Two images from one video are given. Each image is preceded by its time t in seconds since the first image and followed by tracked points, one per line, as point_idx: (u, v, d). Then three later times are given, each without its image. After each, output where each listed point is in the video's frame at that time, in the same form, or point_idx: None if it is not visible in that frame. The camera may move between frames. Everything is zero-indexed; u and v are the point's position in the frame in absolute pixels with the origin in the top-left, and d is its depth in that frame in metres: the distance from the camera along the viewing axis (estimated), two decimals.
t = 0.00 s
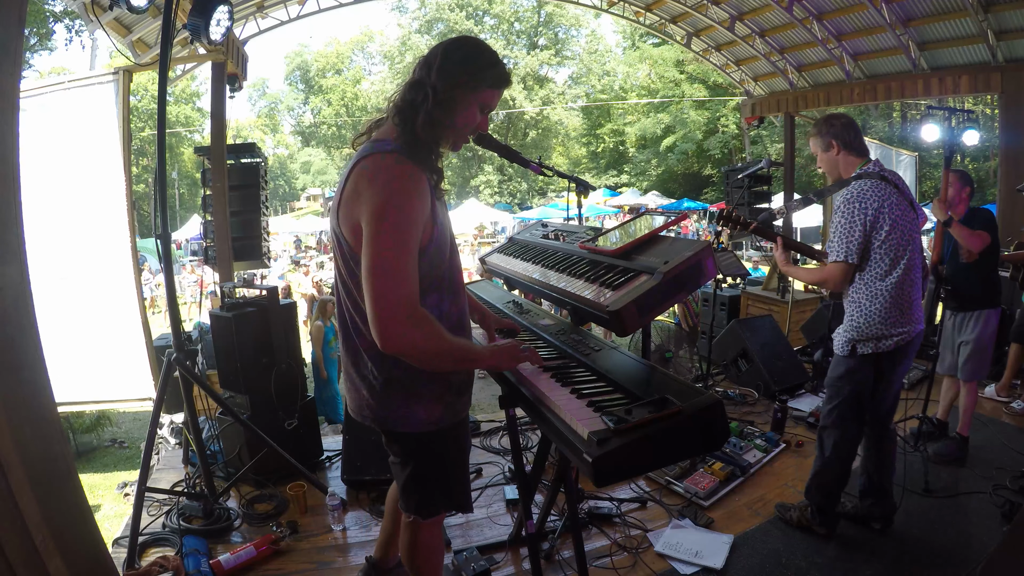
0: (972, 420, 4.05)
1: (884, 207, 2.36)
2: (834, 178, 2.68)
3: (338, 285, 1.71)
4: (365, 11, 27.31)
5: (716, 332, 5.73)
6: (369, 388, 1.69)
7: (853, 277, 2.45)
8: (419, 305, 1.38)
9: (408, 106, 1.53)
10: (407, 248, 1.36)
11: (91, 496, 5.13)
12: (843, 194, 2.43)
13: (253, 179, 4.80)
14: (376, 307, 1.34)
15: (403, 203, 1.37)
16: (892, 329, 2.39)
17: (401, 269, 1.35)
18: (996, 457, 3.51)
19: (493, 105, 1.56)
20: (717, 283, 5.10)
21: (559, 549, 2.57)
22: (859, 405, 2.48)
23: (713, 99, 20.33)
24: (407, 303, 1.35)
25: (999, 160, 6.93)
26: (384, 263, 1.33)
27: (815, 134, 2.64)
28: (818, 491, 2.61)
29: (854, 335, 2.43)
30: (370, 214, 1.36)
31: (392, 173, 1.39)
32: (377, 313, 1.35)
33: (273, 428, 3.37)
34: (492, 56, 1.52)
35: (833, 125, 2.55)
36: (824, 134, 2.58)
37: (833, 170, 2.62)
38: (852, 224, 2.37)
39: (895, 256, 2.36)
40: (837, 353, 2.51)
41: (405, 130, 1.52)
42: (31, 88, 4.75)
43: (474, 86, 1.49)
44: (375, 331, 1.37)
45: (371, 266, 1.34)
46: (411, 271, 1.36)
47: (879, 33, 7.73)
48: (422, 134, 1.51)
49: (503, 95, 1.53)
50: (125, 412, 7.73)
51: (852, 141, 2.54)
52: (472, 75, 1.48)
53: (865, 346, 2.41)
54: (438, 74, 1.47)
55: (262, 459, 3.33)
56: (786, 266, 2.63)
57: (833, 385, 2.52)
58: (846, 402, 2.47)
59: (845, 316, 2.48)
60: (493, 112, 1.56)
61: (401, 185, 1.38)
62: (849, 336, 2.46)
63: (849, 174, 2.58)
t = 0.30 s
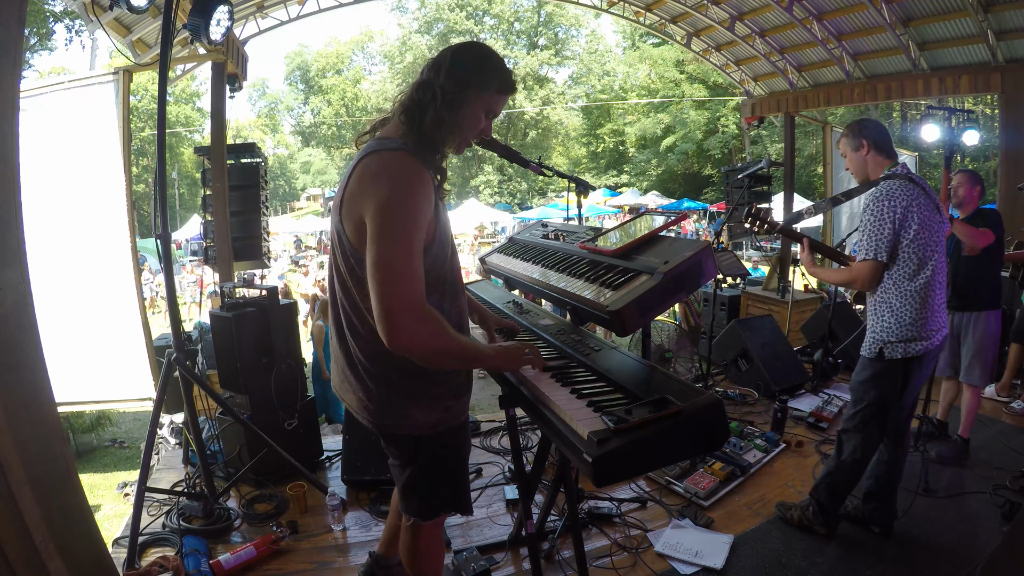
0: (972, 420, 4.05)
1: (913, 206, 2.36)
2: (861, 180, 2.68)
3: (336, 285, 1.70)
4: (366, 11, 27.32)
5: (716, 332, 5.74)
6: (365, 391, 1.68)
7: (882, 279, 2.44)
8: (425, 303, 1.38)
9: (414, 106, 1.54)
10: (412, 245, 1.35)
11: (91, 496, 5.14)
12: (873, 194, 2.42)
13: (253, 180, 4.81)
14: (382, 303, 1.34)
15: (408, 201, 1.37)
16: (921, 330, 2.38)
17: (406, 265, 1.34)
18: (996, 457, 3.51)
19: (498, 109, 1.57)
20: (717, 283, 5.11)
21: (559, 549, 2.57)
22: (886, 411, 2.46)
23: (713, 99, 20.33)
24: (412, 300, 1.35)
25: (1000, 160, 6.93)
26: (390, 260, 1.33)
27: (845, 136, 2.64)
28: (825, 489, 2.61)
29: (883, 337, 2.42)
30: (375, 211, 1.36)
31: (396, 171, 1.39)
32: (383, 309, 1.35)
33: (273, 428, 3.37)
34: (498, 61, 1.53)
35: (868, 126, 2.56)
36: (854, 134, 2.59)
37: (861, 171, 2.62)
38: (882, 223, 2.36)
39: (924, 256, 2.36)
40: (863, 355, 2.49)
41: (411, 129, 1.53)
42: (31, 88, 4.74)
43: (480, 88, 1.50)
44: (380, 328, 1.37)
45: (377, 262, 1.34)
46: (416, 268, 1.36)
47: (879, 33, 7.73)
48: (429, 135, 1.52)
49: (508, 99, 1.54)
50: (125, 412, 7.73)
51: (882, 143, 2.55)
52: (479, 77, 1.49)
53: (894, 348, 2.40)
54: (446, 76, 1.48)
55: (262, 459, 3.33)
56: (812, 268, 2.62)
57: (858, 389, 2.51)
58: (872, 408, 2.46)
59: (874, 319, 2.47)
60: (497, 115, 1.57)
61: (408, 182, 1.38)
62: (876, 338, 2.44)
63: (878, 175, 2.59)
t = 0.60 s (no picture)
0: (972, 420, 4.05)
1: (932, 204, 2.35)
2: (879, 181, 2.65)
3: (337, 282, 1.70)
4: (366, 11, 27.31)
5: (716, 332, 5.74)
6: (364, 391, 1.68)
7: (901, 277, 2.43)
8: (431, 300, 1.38)
9: (419, 105, 1.54)
10: (418, 243, 1.35)
11: (91, 496, 5.13)
12: (892, 190, 2.42)
13: (253, 180, 4.81)
14: (388, 300, 1.34)
15: (414, 198, 1.37)
16: (939, 329, 2.37)
17: (412, 263, 1.34)
18: (996, 457, 3.51)
19: (502, 111, 1.58)
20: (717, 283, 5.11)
21: (559, 549, 2.57)
22: (903, 414, 2.43)
23: (713, 99, 20.32)
24: (418, 298, 1.36)
25: (1000, 160, 6.93)
26: (396, 257, 1.33)
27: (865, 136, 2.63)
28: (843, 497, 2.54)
29: (901, 337, 2.40)
30: (381, 209, 1.36)
31: (402, 169, 1.39)
32: (388, 307, 1.35)
33: (273, 428, 3.37)
34: (503, 63, 1.53)
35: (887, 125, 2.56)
36: (874, 133, 2.58)
37: (879, 170, 2.61)
38: (902, 219, 2.36)
39: (943, 254, 2.36)
40: (880, 356, 2.47)
41: (415, 128, 1.52)
42: (31, 88, 4.74)
43: (485, 89, 1.50)
44: (386, 326, 1.37)
45: (383, 259, 1.34)
46: (422, 266, 1.36)
47: (879, 33, 7.73)
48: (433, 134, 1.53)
49: (512, 102, 1.55)
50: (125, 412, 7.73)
51: (901, 143, 2.54)
52: (484, 78, 1.49)
53: (912, 349, 2.38)
54: (453, 77, 1.48)
55: (262, 459, 3.33)
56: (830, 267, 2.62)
57: (873, 390, 2.48)
58: (887, 410, 2.43)
59: (892, 319, 2.45)
60: (502, 117, 1.58)
61: (414, 180, 1.38)
62: (894, 338, 2.43)
63: (896, 175, 2.58)
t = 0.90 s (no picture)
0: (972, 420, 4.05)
1: (942, 204, 2.28)
2: (889, 175, 2.65)
3: (337, 280, 1.69)
4: (366, 10, 27.31)
5: (716, 332, 5.74)
6: (361, 391, 1.68)
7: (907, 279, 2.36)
8: (435, 302, 1.38)
9: (429, 108, 1.54)
10: (424, 243, 1.35)
11: (91, 496, 5.13)
12: (902, 188, 2.34)
13: (253, 180, 4.81)
14: (393, 299, 1.34)
15: (422, 200, 1.37)
16: (945, 333, 2.30)
17: (417, 262, 1.34)
18: (996, 457, 3.51)
19: (510, 119, 1.60)
20: (717, 283, 5.11)
21: (560, 549, 2.57)
22: (920, 421, 2.33)
23: (713, 99, 20.31)
24: (422, 297, 1.35)
25: (999, 160, 6.94)
26: (401, 255, 1.33)
27: (878, 132, 2.62)
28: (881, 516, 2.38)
29: (907, 340, 2.33)
30: (388, 208, 1.36)
31: (410, 170, 1.39)
32: (392, 305, 1.35)
33: (273, 428, 3.37)
34: (514, 71, 1.55)
35: (899, 120, 2.55)
36: (887, 128, 2.57)
37: (889, 164, 2.60)
38: (910, 219, 2.28)
39: (951, 255, 2.28)
40: (887, 359, 2.41)
41: (426, 130, 1.53)
42: (31, 88, 4.75)
43: (496, 95, 1.52)
44: (389, 324, 1.37)
45: (389, 258, 1.34)
46: (427, 267, 1.36)
47: (879, 33, 7.73)
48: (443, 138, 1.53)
49: (521, 110, 1.57)
50: (125, 412, 7.73)
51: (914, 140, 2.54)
52: (496, 85, 1.51)
53: (918, 352, 2.30)
54: (465, 82, 1.50)
55: (262, 459, 3.33)
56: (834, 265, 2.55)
57: (887, 402, 2.39)
58: (903, 420, 2.33)
59: (898, 322, 2.38)
60: (509, 124, 1.60)
61: (422, 182, 1.39)
62: (900, 341, 2.35)
63: (907, 171, 2.57)
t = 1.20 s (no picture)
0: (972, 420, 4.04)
1: (947, 208, 2.23)
2: (894, 175, 2.56)
3: (337, 279, 1.70)
4: (366, 11, 27.32)
5: (716, 332, 5.73)
6: (359, 389, 1.68)
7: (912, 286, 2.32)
8: (433, 300, 1.38)
9: (428, 109, 1.55)
10: (422, 241, 1.35)
11: (91, 496, 5.13)
12: (906, 192, 2.28)
13: (253, 180, 4.81)
14: (391, 296, 1.34)
15: (420, 199, 1.37)
16: (950, 341, 2.28)
17: (416, 260, 1.34)
18: (996, 457, 3.50)
19: (509, 120, 1.60)
20: (717, 283, 5.11)
21: (560, 549, 2.57)
22: (929, 431, 2.30)
23: (713, 99, 20.31)
24: (420, 295, 1.35)
25: (999, 160, 6.94)
26: (400, 252, 1.33)
27: (880, 126, 2.55)
28: (885, 520, 2.37)
29: (915, 350, 2.30)
30: (387, 207, 1.36)
31: (408, 170, 1.39)
32: (390, 303, 1.35)
33: (273, 428, 3.37)
34: (513, 73, 1.55)
35: (902, 118, 2.47)
36: (891, 125, 2.49)
37: (894, 164, 2.53)
38: (915, 225, 2.22)
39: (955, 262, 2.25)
40: (894, 369, 2.37)
41: (427, 129, 1.53)
42: (31, 88, 4.75)
43: (494, 97, 1.52)
44: (387, 322, 1.37)
45: (387, 255, 1.34)
46: (426, 265, 1.36)
47: (879, 33, 7.73)
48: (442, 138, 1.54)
49: (519, 111, 1.57)
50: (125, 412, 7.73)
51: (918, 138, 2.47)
52: (494, 86, 1.51)
53: (925, 362, 2.28)
54: (463, 83, 1.50)
55: (262, 459, 3.33)
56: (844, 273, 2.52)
57: (894, 412, 2.36)
58: (912, 429, 2.30)
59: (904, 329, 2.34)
60: (508, 125, 1.60)
61: (421, 180, 1.39)
62: (908, 351, 2.32)
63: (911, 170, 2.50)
